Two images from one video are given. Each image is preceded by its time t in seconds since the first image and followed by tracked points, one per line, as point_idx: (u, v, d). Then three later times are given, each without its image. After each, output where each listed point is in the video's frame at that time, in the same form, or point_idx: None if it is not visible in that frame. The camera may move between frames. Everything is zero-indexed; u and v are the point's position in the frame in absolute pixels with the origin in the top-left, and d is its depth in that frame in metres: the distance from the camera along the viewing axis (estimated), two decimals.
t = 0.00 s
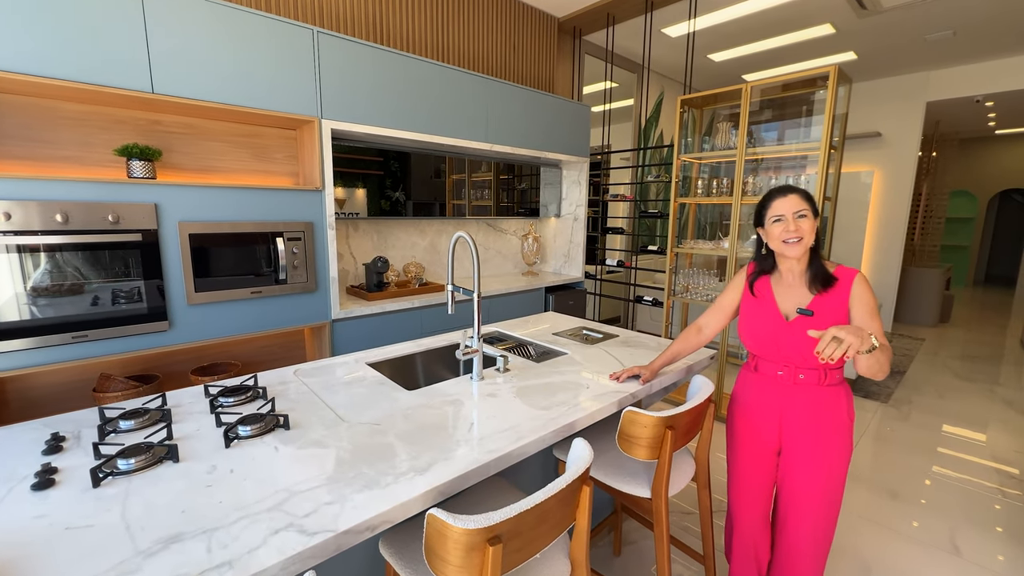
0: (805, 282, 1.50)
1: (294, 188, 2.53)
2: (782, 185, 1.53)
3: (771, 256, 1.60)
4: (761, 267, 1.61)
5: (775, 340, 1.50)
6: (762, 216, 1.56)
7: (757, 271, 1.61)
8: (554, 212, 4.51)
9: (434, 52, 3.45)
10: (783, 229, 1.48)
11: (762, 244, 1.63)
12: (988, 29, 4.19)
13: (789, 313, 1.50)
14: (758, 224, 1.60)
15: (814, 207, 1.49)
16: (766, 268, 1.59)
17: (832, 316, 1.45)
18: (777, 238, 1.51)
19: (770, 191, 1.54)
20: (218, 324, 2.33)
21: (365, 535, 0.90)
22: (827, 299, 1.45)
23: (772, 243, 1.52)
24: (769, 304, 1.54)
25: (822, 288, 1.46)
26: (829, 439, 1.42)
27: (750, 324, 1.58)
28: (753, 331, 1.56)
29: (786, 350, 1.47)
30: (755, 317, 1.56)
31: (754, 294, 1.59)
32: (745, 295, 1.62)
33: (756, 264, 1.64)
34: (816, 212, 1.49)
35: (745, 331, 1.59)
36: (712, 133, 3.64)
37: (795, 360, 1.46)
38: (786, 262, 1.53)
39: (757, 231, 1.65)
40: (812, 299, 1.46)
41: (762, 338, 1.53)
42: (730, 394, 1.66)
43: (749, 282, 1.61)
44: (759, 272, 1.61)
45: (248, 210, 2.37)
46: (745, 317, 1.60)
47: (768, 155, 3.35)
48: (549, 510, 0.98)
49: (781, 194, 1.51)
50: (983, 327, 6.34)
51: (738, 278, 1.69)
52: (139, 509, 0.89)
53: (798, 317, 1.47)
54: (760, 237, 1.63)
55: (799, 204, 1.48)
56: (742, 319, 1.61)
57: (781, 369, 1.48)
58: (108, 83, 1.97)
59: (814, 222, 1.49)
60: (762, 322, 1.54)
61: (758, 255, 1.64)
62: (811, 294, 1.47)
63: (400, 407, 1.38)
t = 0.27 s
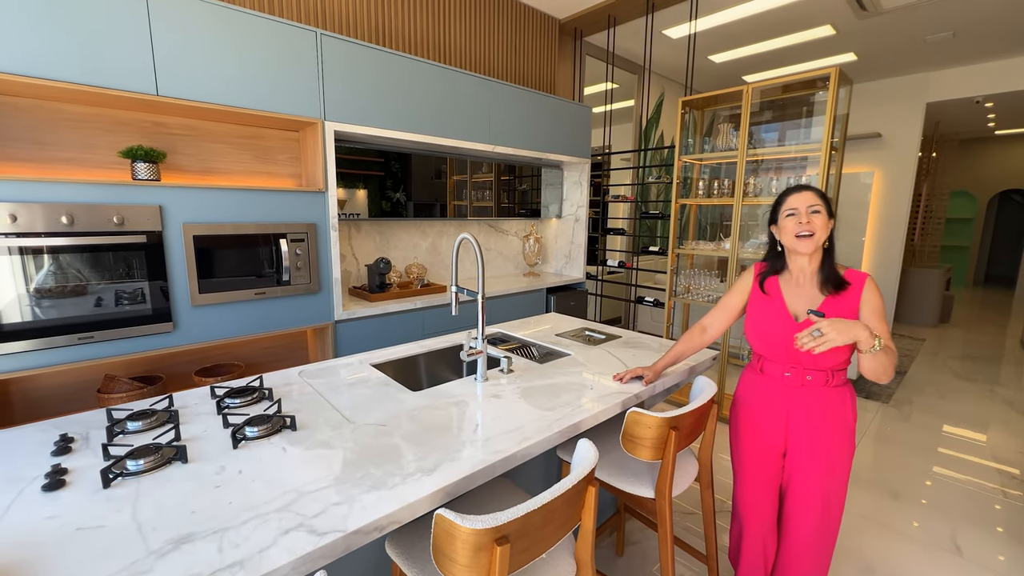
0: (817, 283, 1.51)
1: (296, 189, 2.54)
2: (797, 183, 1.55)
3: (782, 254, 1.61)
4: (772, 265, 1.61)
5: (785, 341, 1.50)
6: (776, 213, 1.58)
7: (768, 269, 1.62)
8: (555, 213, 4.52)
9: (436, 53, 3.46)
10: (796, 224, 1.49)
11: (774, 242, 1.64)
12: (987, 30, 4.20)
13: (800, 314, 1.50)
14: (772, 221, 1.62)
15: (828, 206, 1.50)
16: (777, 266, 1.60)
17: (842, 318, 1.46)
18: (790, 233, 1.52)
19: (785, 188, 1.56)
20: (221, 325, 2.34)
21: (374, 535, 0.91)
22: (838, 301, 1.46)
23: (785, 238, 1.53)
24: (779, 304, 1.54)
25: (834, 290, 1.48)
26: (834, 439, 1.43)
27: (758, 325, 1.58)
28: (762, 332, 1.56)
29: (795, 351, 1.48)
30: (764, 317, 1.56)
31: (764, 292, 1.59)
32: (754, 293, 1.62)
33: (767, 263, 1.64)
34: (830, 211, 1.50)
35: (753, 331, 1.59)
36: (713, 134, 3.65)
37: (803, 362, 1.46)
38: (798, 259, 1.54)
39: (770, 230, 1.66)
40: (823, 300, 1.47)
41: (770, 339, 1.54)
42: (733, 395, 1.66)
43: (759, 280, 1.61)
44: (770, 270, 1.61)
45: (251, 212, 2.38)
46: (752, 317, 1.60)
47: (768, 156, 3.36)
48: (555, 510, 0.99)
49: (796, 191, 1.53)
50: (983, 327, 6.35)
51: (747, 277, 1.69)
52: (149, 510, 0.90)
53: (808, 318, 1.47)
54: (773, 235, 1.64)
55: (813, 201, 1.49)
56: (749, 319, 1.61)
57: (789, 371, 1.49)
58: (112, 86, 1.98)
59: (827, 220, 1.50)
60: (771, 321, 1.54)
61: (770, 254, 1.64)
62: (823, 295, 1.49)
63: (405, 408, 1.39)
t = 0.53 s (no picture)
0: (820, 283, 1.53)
1: (297, 188, 2.53)
2: (803, 181, 1.54)
3: (787, 252, 1.61)
4: (777, 263, 1.61)
5: (790, 340, 1.50)
6: (782, 211, 1.57)
7: (772, 267, 1.61)
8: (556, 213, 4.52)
9: (436, 52, 3.46)
10: (803, 221, 1.49)
11: (779, 240, 1.63)
12: (986, 29, 4.20)
13: (805, 313, 1.50)
14: (778, 219, 1.61)
15: (834, 204, 1.50)
16: (781, 264, 1.60)
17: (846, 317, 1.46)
18: (796, 230, 1.51)
19: (791, 186, 1.55)
20: (221, 324, 2.34)
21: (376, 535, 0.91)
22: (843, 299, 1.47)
23: (791, 236, 1.52)
24: (784, 303, 1.54)
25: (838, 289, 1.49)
26: (839, 439, 1.44)
27: (762, 324, 1.57)
28: (766, 332, 1.55)
29: (800, 351, 1.48)
30: (768, 317, 1.55)
31: (769, 290, 1.58)
32: (758, 291, 1.61)
33: (771, 261, 1.64)
34: (835, 208, 1.50)
35: (757, 331, 1.59)
36: (713, 133, 3.65)
37: (807, 362, 1.47)
38: (803, 257, 1.54)
39: (775, 227, 1.66)
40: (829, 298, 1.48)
41: (775, 339, 1.53)
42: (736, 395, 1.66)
43: (764, 279, 1.61)
44: (774, 269, 1.61)
45: (251, 211, 2.38)
46: (756, 316, 1.59)
47: (768, 156, 3.36)
48: (558, 510, 0.99)
49: (802, 189, 1.53)
50: (982, 327, 6.36)
51: (751, 276, 1.68)
52: (152, 510, 0.90)
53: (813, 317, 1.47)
54: (778, 233, 1.64)
55: (819, 199, 1.49)
56: (753, 318, 1.60)
57: (793, 371, 1.49)
58: (113, 84, 1.98)
59: (833, 218, 1.50)
60: (776, 321, 1.53)
61: (775, 252, 1.64)
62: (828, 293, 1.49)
63: (407, 407, 1.38)
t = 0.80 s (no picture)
0: (821, 281, 1.52)
1: (297, 187, 2.53)
2: (803, 179, 1.54)
3: (788, 251, 1.60)
4: (778, 262, 1.60)
5: (792, 338, 1.50)
6: (783, 210, 1.57)
7: (773, 266, 1.61)
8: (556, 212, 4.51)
9: (436, 52, 3.46)
10: (804, 221, 1.48)
11: (779, 239, 1.63)
12: (987, 28, 4.20)
13: (807, 311, 1.50)
14: (778, 218, 1.61)
15: (834, 202, 1.49)
16: (783, 263, 1.59)
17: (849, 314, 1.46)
18: (797, 230, 1.51)
19: (791, 185, 1.54)
20: (221, 323, 2.33)
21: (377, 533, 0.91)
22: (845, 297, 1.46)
23: (791, 236, 1.52)
24: (786, 301, 1.53)
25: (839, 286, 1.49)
26: (841, 438, 1.43)
27: (763, 323, 1.56)
28: (767, 330, 1.55)
29: (801, 350, 1.48)
30: (770, 315, 1.55)
31: (770, 289, 1.58)
32: (759, 290, 1.61)
33: (772, 260, 1.64)
34: (836, 206, 1.49)
35: (758, 330, 1.58)
36: (713, 132, 3.64)
37: (809, 360, 1.46)
38: (804, 256, 1.54)
39: (776, 226, 1.65)
40: (831, 296, 1.48)
41: (777, 337, 1.53)
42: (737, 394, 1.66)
43: (765, 278, 1.60)
44: (775, 267, 1.60)
45: (251, 210, 2.37)
46: (757, 315, 1.59)
47: (767, 155, 3.36)
48: (559, 508, 0.98)
49: (802, 188, 1.52)
50: (983, 326, 6.35)
51: (751, 274, 1.68)
52: (152, 508, 0.90)
53: (815, 315, 1.47)
54: (779, 232, 1.63)
55: (819, 198, 1.48)
56: (754, 317, 1.59)
57: (795, 369, 1.48)
58: (113, 83, 1.97)
59: (834, 216, 1.50)
60: (777, 320, 1.53)
61: (775, 251, 1.64)
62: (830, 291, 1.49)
63: (407, 406, 1.38)
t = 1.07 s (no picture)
0: (822, 279, 1.51)
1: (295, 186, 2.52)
2: (801, 179, 1.53)
3: (788, 250, 1.59)
4: (777, 261, 1.60)
5: (791, 337, 1.49)
6: (781, 210, 1.56)
7: (773, 265, 1.60)
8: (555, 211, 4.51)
9: (435, 50, 3.45)
10: (801, 224, 1.48)
11: (779, 238, 1.63)
12: (986, 28, 4.20)
13: (806, 309, 1.49)
14: (777, 217, 1.60)
15: (833, 201, 1.48)
16: (782, 262, 1.59)
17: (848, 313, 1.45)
18: (795, 232, 1.50)
19: (788, 185, 1.53)
20: (220, 322, 2.33)
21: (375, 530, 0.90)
22: (845, 296, 1.45)
23: (790, 237, 1.52)
24: (784, 300, 1.52)
25: (839, 286, 1.47)
26: (840, 437, 1.43)
27: (762, 322, 1.56)
28: (766, 329, 1.55)
29: (800, 348, 1.48)
30: (768, 314, 1.55)
31: (769, 288, 1.57)
32: (758, 289, 1.61)
33: (772, 258, 1.63)
34: (835, 206, 1.49)
35: (757, 328, 1.58)
36: (713, 131, 3.64)
37: (808, 359, 1.46)
38: (803, 256, 1.53)
39: (775, 225, 1.65)
40: (831, 295, 1.47)
41: (775, 335, 1.52)
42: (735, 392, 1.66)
43: (764, 277, 1.60)
44: (775, 266, 1.60)
45: (249, 209, 2.37)
46: (755, 314, 1.58)
47: (767, 154, 3.36)
48: (558, 506, 0.98)
49: (800, 188, 1.51)
50: (982, 326, 6.35)
51: (750, 272, 1.67)
52: (149, 505, 0.89)
53: (814, 313, 1.46)
54: (778, 231, 1.63)
55: (817, 199, 1.47)
56: (752, 315, 1.59)
57: (793, 368, 1.48)
58: (111, 81, 1.97)
59: (832, 216, 1.49)
60: (776, 319, 1.52)
61: (775, 250, 1.63)
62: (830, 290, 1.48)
63: (406, 404, 1.38)
